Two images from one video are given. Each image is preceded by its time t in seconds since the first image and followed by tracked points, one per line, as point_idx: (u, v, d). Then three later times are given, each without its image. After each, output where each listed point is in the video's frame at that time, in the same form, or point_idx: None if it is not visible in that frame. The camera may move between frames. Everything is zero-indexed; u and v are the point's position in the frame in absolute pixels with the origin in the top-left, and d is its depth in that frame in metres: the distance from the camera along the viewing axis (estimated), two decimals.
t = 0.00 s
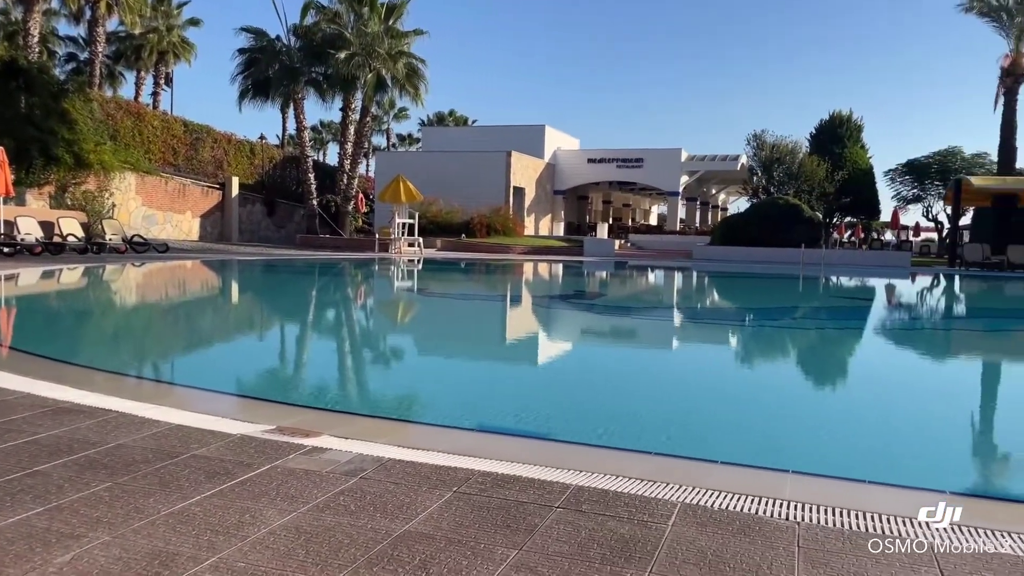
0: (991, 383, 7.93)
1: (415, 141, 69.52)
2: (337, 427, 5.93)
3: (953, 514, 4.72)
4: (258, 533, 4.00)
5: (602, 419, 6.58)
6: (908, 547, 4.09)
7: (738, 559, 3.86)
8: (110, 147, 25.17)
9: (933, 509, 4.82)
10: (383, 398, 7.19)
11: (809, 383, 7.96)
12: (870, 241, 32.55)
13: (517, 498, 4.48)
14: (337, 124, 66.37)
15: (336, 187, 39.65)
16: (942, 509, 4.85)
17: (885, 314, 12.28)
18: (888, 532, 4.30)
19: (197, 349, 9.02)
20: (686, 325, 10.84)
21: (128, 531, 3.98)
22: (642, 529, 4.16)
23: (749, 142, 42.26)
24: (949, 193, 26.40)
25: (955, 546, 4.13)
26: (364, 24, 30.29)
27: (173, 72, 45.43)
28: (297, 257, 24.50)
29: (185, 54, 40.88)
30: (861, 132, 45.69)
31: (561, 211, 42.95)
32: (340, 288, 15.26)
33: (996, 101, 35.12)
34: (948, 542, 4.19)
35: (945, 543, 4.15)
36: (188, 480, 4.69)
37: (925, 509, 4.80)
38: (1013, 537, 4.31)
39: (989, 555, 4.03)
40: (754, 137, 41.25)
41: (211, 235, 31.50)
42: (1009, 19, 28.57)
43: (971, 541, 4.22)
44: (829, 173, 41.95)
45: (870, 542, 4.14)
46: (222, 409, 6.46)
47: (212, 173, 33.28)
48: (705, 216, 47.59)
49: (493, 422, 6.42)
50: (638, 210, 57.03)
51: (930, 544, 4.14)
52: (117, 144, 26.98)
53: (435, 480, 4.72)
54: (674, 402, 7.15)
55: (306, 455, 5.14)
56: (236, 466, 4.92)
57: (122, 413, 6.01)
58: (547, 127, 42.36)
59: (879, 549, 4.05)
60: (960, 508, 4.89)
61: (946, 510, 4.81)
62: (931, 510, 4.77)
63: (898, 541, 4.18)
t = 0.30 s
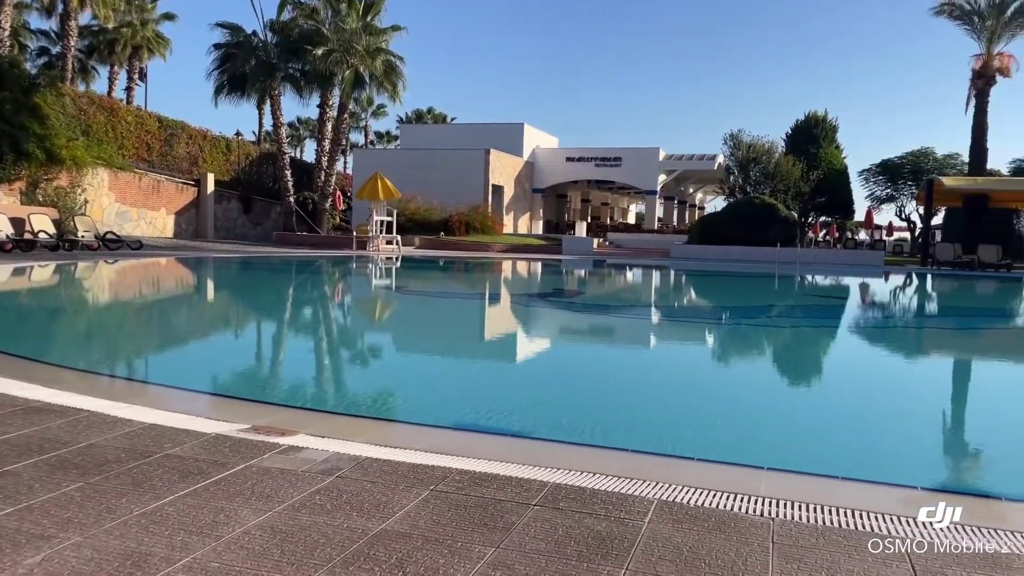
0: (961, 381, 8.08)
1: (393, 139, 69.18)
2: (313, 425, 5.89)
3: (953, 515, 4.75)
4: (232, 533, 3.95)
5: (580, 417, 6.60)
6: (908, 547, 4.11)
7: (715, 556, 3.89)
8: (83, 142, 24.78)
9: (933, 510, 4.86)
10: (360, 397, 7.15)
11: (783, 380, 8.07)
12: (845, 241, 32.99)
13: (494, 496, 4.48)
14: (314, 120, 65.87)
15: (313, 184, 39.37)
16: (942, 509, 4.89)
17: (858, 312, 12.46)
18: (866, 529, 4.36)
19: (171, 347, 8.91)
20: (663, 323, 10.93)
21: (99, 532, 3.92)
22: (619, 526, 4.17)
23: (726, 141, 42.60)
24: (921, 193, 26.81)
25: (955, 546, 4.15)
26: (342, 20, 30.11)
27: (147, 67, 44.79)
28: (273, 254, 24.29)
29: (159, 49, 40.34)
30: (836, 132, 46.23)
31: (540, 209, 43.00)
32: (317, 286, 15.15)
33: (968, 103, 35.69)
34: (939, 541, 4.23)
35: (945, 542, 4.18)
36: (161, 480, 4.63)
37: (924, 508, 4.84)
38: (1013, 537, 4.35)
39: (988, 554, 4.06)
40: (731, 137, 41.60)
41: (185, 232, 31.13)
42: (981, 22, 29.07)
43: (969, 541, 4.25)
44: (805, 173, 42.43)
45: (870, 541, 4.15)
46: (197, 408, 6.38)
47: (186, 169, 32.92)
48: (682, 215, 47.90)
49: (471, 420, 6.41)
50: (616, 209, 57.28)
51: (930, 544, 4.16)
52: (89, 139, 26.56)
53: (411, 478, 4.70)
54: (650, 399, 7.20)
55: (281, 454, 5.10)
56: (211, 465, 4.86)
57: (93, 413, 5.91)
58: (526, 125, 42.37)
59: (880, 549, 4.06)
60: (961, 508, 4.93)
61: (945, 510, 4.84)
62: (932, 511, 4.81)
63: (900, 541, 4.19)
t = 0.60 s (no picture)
0: (935, 378, 8.19)
1: (373, 136, 68.80)
2: (291, 424, 5.84)
3: (953, 514, 4.78)
4: (208, 534, 3.91)
5: (560, 415, 6.61)
6: (908, 547, 4.13)
7: (692, 553, 3.91)
8: (58, 138, 24.41)
9: (934, 510, 4.89)
10: (339, 395, 7.10)
11: (763, 378, 8.13)
12: (822, 240, 33.29)
13: (473, 494, 4.47)
14: (294, 117, 65.35)
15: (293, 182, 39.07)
16: (942, 509, 4.91)
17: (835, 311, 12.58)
18: (845, 525, 4.40)
19: (148, 346, 8.79)
20: (643, 322, 10.97)
21: (73, 533, 3.86)
22: (597, 524, 4.18)
23: (706, 141, 42.85)
24: (897, 193, 27.13)
25: (956, 546, 4.18)
26: (322, 17, 29.92)
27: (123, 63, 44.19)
28: (252, 252, 24.08)
29: (136, 44, 39.82)
30: (814, 132, 46.62)
31: (520, 208, 42.99)
32: (296, 284, 15.03)
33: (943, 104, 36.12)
34: (927, 539, 4.27)
35: (946, 542, 4.21)
36: (136, 480, 4.57)
37: (923, 508, 4.87)
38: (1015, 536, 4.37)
39: (988, 554, 4.08)
40: (711, 137, 41.84)
41: (162, 229, 30.78)
42: (956, 24, 29.43)
43: (967, 540, 4.28)
44: (784, 173, 42.77)
45: (870, 542, 4.17)
46: (173, 407, 6.31)
47: (163, 166, 32.53)
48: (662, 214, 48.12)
49: (450, 419, 6.39)
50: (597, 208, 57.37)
51: (931, 544, 4.19)
52: (64, 136, 26.18)
53: (390, 477, 4.68)
54: (630, 397, 7.22)
55: (259, 454, 5.05)
56: (187, 465, 4.81)
57: (67, 413, 5.82)
58: (507, 123, 42.32)
59: (880, 549, 4.08)
60: (958, 507, 4.96)
61: (946, 509, 4.87)
62: (931, 510, 4.84)
63: (900, 541, 4.22)
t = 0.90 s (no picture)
0: (912, 377, 8.29)
1: (355, 134, 68.47)
2: (270, 424, 5.80)
3: (954, 514, 4.82)
4: (185, 535, 3.87)
5: (540, 414, 6.61)
6: (908, 547, 4.15)
7: (671, 550, 3.93)
8: (33, 135, 24.07)
9: (935, 509, 4.92)
10: (320, 395, 7.07)
11: (743, 376, 8.19)
12: (801, 239, 33.60)
13: (453, 493, 4.46)
14: (274, 114, 64.86)
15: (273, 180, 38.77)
16: (942, 509, 4.95)
17: (813, 310, 12.70)
18: (825, 522, 4.44)
19: (125, 346, 8.69)
20: (625, 321, 11.00)
21: (47, 534, 3.80)
22: (576, 523, 4.18)
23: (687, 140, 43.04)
24: (875, 194, 27.41)
25: (956, 546, 4.21)
26: (302, 14, 29.71)
27: (100, 58, 43.60)
28: (232, 250, 23.89)
29: (113, 40, 39.37)
30: (793, 133, 47.08)
31: (502, 207, 42.96)
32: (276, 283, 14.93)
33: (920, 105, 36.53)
34: (911, 536, 4.31)
35: (946, 542, 4.24)
36: (110, 481, 4.51)
37: (926, 509, 4.89)
38: (1013, 535, 4.41)
39: (989, 554, 4.11)
40: (691, 137, 42.05)
41: (140, 227, 30.46)
42: (934, 26, 29.78)
43: (965, 540, 4.31)
44: (763, 173, 43.09)
45: (870, 541, 4.19)
46: (150, 407, 6.23)
47: (141, 163, 32.14)
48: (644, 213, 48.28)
49: (431, 418, 6.36)
50: (579, 207, 57.51)
51: (930, 544, 4.21)
52: (39, 132, 25.86)
53: (369, 477, 4.65)
54: (610, 396, 7.24)
55: (237, 454, 5.00)
56: (163, 465, 4.76)
57: (41, 413, 5.73)
58: (490, 122, 42.25)
59: (880, 550, 4.09)
60: (962, 508, 4.98)
61: (947, 510, 4.91)
62: (932, 510, 4.88)
63: (900, 541, 4.24)
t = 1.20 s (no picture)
0: (888, 375, 8.40)
1: (336, 132, 68.08)
2: (247, 424, 5.75)
3: (953, 514, 4.86)
4: (160, 536, 3.83)
5: (521, 414, 6.61)
6: (908, 547, 4.18)
7: (650, 549, 3.94)
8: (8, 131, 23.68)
9: (934, 509, 4.97)
10: (300, 395, 7.03)
11: (722, 375, 8.25)
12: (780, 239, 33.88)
13: (432, 493, 4.45)
14: (253, 112, 64.31)
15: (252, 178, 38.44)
16: (941, 509, 4.99)
17: (793, 309, 12.86)
18: (805, 520, 4.49)
19: (101, 345, 8.57)
20: (606, 320, 11.03)
21: (19, 537, 3.75)
22: (555, 522, 4.19)
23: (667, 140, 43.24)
24: (852, 194, 27.68)
25: (954, 545, 4.24)
26: (282, 10, 29.36)
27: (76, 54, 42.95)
28: (211, 248, 23.66)
29: (89, 35, 38.89)
30: (772, 134, 47.53)
31: (484, 206, 42.90)
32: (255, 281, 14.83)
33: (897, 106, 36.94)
34: (896, 535, 4.36)
35: (945, 542, 4.27)
36: (84, 482, 4.45)
37: (925, 509, 4.93)
38: (1012, 535, 4.45)
39: (989, 553, 4.14)
40: (671, 136, 42.22)
41: (117, 225, 30.09)
42: (909, 28, 30.16)
43: (965, 540, 4.34)
44: (743, 173, 43.38)
45: (869, 542, 4.22)
46: (126, 408, 6.16)
47: (118, 161, 31.67)
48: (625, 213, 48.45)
49: (411, 418, 6.33)
50: (560, 206, 57.59)
51: (931, 544, 4.24)
52: (13, 129, 25.49)
53: (348, 477, 4.63)
54: (591, 395, 7.26)
55: (213, 455, 4.96)
56: (138, 466, 4.70)
57: (14, 414, 5.64)
58: (472, 121, 42.19)
59: (880, 549, 4.13)
60: (962, 508, 5.02)
61: (946, 509, 4.94)
62: (931, 510, 4.92)
63: (899, 541, 4.27)
